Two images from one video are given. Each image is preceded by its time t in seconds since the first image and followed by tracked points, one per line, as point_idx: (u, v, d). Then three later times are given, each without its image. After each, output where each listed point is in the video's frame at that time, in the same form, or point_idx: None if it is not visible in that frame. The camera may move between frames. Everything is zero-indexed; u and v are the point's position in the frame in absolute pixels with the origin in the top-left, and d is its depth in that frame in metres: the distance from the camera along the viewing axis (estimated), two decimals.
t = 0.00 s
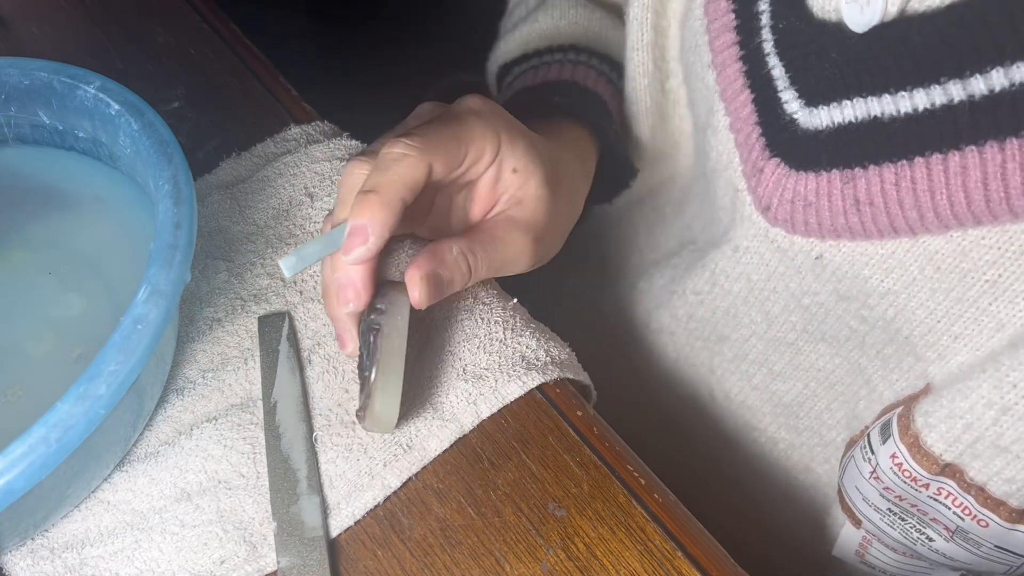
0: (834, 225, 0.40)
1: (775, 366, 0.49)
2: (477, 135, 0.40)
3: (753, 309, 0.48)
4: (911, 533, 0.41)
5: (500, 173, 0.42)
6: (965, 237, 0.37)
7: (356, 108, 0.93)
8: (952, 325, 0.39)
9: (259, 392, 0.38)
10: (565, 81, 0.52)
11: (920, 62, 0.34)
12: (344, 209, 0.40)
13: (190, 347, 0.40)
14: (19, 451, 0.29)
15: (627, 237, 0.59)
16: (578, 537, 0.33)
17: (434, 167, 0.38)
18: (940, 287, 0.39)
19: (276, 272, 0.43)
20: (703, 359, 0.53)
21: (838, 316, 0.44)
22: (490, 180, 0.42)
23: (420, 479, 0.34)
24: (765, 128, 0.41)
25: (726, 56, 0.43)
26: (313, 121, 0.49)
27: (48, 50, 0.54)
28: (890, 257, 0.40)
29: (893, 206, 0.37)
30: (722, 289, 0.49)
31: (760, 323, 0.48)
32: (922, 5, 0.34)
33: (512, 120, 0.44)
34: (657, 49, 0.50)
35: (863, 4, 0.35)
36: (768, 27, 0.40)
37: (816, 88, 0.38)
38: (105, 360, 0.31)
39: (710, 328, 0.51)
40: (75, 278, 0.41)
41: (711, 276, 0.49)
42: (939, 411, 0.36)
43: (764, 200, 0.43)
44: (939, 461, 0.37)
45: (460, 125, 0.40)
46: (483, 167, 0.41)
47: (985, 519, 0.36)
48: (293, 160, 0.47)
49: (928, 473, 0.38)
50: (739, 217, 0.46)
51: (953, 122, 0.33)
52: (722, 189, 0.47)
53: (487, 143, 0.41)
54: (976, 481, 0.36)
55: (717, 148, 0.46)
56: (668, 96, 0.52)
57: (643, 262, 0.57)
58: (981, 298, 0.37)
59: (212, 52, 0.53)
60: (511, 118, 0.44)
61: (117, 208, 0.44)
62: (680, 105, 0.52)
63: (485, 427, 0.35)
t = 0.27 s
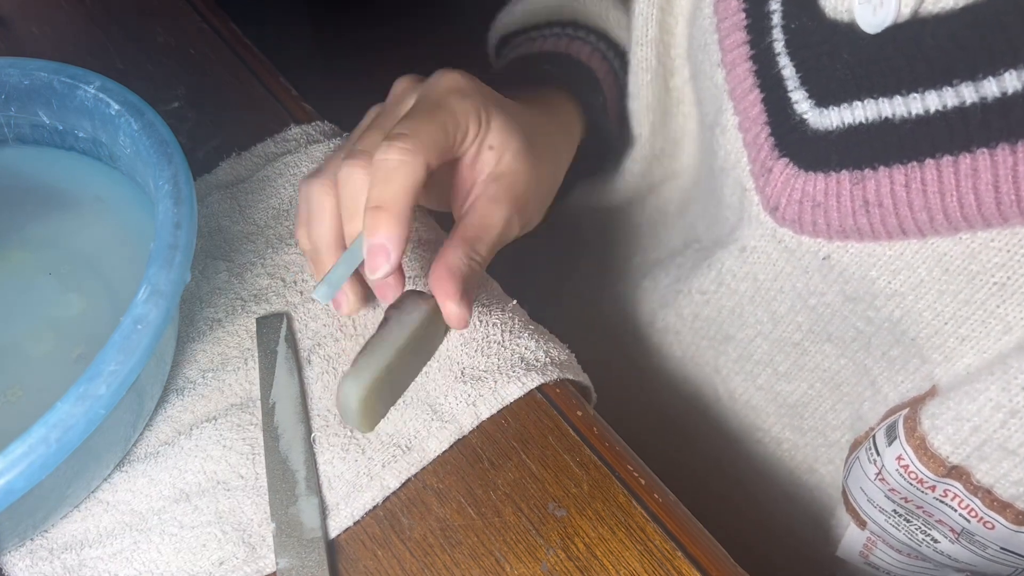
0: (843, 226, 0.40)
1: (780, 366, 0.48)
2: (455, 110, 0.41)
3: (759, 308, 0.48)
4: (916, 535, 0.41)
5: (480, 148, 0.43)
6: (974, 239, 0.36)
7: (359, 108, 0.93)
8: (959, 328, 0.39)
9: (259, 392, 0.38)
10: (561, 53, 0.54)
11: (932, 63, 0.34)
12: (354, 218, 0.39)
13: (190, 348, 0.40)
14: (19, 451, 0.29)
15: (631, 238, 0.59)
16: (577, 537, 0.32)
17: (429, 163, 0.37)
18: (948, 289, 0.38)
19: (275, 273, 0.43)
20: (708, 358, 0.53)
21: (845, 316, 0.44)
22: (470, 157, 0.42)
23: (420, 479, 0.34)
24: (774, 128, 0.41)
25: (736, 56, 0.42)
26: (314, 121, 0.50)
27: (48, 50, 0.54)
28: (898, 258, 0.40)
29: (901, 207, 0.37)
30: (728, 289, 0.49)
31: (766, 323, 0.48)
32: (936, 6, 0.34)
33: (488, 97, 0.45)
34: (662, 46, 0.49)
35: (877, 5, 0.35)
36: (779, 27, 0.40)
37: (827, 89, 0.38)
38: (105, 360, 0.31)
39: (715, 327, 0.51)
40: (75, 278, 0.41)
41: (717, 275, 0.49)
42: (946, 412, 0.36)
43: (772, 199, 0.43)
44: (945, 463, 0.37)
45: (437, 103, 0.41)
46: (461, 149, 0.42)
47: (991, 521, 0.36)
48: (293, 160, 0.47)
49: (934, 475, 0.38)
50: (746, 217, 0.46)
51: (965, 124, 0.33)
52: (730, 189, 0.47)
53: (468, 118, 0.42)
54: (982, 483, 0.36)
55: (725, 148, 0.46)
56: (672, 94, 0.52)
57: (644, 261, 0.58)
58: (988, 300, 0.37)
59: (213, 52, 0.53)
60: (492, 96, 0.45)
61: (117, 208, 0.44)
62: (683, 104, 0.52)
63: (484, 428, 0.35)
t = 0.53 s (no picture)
0: (843, 224, 0.40)
1: (780, 364, 0.48)
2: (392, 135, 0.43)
3: (759, 307, 0.48)
4: (916, 533, 0.41)
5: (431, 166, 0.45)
6: (975, 238, 0.37)
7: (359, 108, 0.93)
8: (959, 326, 0.39)
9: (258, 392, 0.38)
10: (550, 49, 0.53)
11: (933, 60, 0.34)
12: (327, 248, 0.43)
13: (190, 348, 0.40)
14: (19, 450, 0.29)
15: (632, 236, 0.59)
16: (577, 537, 0.32)
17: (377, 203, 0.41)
18: (948, 288, 0.38)
19: (275, 272, 0.43)
20: (708, 357, 0.53)
21: (845, 314, 0.44)
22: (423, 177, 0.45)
23: (420, 479, 0.34)
24: (775, 127, 0.41)
25: (737, 53, 0.43)
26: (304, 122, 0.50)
27: (48, 50, 0.54)
28: (899, 256, 0.40)
29: (902, 206, 0.37)
30: (729, 287, 0.49)
31: (766, 321, 0.48)
32: (937, 5, 0.34)
33: (430, 111, 0.46)
34: (662, 43, 0.49)
35: (878, 3, 0.35)
36: (780, 25, 0.40)
37: (828, 87, 0.38)
38: (105, 359, 0.31)
39: (715, 326, 0.51)
40: (74, 278, 0.41)
41: (717, 274, 0.49)
42: (946, 411, 0.36)
43: (773, 197, 0.43)
44: (945, 461, 0.37)
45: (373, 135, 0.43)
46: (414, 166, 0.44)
47: (990, 519, 0.36)
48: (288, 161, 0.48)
49: (934, 473, 0.38)
50: (747, 215, 0.46)
51: (966, 123, 0.33)
52: (731, 187, 0.47)
53: (409, 139, 0.44)
54: (982, 481, 0.36)
55: (726, 146, 0.46)
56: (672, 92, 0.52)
57: (643, 261, 0.59)
58: (989, 299, 0.37)
59: (213, 51, 0.53)
60: (433, 109, 0.47)
61: (118, 208, 0.44)
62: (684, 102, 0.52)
63: (483, 426, 0.35)
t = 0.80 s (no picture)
0: (837, 227, 0.40)
1: (776, 368, 0.48)
2: (363, 117, 0.46)
3: (754, 310, 0.48)
4: (912, 536, 0.41)
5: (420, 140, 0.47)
6: (968, 241, 0.37)
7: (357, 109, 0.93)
8: (953, 330, 0.39)
9: (258, 392, 0.38)
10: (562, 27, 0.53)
11: (927, 65, 0.34)
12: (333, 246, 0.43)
13: (190, 347, 0.40)
14: (19, 451, 0.29)
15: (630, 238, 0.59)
16: (578, 536, 0.33)
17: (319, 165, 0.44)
18: (942, 291, 0.39)
19: (275, 271, 0.43)
20: (704, 359, 0.53)
21: (840, 317, 0.44)
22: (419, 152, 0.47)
23: (421, 479, 0.34)
24: (769, 129, 0.41)
25: (731, 57, 0.43)
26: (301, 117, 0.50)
27: (47, 50, 0.53)
28: (892, 259, 0.40)
29: (896, 209, 0.37)
30: (724, 290, 0.49)
31: (761, 325, 0.48)
32: (930, 9, 0.34)
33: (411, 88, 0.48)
34: (658, 46, 0.49)
35: (871, 7, 0.35)
36: (774, 29, 0.40)
37: (820, 90, 0.38)
38: (105, 360, 0.31)
39: (711, 329, 0.51)
40: (73, 279, 0.41)
41: (712, 277, 0.49)
42: (941, 415, 0.36)
43: (767, 201, 0.43)
44: (941, 465, 0.37)
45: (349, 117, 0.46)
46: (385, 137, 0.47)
47: (986, 523, 0.36)
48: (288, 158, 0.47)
49: (929, 477, 0.38)
50: (741, 219, 0.46)
51: (958, 126, 0.33)
52: (726, 190, 0.47)
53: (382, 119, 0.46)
54: (977, 485, 0.36)
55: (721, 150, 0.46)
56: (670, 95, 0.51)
57: (644, 262, 0.58)
58: (982, 302, 0.37)
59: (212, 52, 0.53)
60: (417, 84, 0.48)
61: (117, 209, 0.44)
62: (681, 105, 0.52)
63: (483, 426, 0.35)
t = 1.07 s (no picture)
0: (835, 228, 0.40)
1: (774, 368, 0.48)
2: (382, 166, 0.43)
3: (752, 311, 0.48)
4: (909, 535, 0.41)
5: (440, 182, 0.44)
6: (965, 242, 0.37)
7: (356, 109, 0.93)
8: (951, 330, 0.39)
9: (259, 392, 0.38)
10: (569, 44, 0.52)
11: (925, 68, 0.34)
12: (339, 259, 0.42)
13: (190, 347, 0.40)
14: (19, 450, 0.29)
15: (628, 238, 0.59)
16: (578, 536, 0.33)
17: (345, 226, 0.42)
18: (940, 292, 0.39)
19: (276, 271, 0.44)
20: (702, 360, 0.53)
21: (837, 318, 0.44)
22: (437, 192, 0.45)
23: (421, 478, 0.34)
24: (767, 130, 0.41)
25: (729, 59, 0.43)
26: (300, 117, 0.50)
27: (46, 50, 0.53)
28: (890, 260, 0.40)
29: (893, 210, 0.37)
30: (722, 291, 0.49)
31: (759, 326, 0.48)
32: (926, 11, 0.34)
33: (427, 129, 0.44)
34: (657, 48, 0.49)
35: (867, 9, 0.35)
36: (770, 31, 0.40)
37: (818, 92, 0.38)
38: (106, 359, 0.31)
39: (709, 330, 0.51)
40: (72, 279, 0.41)
41: (710, 278, 0.49)
42: (939, 414, 0.36)
43: (765, 202, 0.43)
44: (938, 464, 0.37)
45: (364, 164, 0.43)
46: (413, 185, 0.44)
47: (983, 522, 0.36)
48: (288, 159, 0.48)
49: (926, 476, 0.38)
50: (739, 220, 0.46)
51: (954, 128, 0.33)
52: (724, 191, 0.47)
53: (403, 168, 0.43)
54: (974, 484, 0.36)
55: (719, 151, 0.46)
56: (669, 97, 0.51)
57: (644, 263, 0.58)
58: (979, 302, 0.37)
59: (212, 53, 0.53)
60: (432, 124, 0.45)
61: (116, 209, 0.44)
62: (680, 107, 0.51)
63: (483, 426, 0.35)
